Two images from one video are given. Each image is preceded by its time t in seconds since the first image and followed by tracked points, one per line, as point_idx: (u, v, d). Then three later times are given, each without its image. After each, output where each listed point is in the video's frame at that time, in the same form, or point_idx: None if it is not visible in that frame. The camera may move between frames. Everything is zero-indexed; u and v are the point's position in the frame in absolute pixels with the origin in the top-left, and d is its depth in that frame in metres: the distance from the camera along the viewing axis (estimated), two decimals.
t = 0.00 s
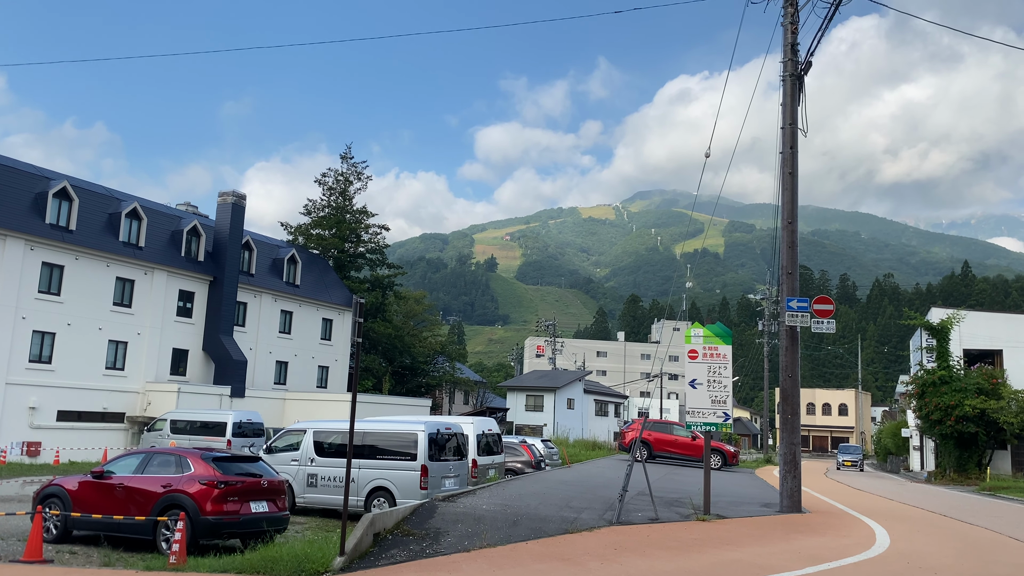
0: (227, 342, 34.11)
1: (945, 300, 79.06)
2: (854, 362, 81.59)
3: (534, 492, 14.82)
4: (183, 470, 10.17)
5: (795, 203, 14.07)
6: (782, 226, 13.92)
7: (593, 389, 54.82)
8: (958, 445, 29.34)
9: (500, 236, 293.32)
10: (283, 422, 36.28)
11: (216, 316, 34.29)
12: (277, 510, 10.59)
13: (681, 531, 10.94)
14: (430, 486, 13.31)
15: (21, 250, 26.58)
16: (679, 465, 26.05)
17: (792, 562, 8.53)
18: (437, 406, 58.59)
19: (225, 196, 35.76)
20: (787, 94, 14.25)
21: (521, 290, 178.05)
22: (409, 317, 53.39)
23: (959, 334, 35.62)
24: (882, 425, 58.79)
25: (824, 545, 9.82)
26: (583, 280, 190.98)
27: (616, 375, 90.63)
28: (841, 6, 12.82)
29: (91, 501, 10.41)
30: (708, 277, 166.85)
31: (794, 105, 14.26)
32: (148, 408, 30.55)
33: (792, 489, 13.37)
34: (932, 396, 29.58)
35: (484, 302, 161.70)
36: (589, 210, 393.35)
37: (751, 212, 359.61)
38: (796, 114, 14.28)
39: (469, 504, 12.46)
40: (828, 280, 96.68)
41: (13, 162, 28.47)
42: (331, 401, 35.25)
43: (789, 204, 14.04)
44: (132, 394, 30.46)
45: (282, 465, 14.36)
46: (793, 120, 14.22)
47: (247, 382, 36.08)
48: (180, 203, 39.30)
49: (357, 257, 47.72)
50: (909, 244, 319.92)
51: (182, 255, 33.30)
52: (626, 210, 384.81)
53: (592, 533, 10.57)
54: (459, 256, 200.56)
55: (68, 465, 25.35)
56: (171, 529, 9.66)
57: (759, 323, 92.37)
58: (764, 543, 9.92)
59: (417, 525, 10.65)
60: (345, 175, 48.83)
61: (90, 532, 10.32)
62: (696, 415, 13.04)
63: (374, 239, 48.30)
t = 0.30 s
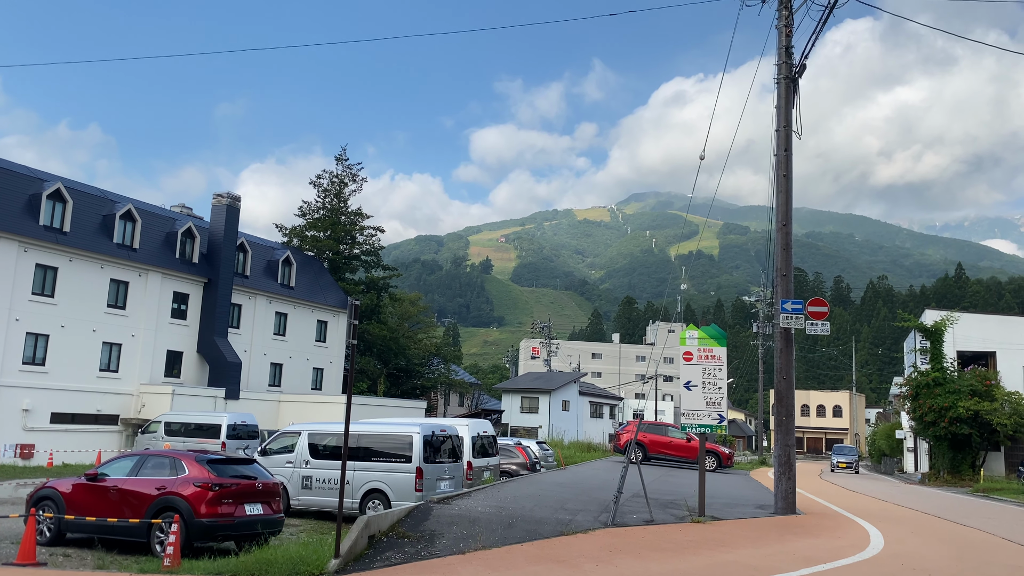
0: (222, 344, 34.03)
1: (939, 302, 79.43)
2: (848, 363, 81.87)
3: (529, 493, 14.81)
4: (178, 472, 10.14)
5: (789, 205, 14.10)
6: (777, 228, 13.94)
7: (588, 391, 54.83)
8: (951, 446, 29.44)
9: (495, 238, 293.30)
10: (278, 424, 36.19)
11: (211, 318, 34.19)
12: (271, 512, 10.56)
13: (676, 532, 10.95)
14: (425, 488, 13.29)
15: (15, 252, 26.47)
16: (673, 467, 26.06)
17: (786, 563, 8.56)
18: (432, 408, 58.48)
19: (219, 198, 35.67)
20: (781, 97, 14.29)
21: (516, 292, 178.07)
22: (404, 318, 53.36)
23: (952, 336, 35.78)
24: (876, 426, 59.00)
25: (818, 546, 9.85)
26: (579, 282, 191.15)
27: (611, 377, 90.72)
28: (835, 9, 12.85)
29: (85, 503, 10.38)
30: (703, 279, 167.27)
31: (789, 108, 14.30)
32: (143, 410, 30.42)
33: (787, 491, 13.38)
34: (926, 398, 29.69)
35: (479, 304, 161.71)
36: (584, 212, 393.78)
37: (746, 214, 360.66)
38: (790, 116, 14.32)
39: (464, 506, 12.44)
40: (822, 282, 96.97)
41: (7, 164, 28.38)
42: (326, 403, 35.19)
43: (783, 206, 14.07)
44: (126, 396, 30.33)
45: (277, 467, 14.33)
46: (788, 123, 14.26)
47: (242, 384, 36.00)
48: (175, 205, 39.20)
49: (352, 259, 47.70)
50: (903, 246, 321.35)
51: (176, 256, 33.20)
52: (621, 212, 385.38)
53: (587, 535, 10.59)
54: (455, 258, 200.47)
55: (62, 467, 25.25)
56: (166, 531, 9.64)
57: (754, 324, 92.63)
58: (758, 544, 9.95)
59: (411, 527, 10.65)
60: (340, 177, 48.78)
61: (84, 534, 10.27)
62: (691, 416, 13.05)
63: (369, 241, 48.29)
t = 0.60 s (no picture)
0: (215, 346, 33.89)
1: (931, 303, 79.83)
2: (841, 365, 82.09)
3: (523, 495, 14.78)
4: (170, 474, 10.08)
5: (782, 207, 14.13)
6: (770, 230, 13.98)
7: (582, 392, 54.84)
8: (944, 447, 29.54)
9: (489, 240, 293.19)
10: (271, 426, 36.06)
11: (204, 319, 34.05)
12: (264, 515, 10.51)
13: (670, 534, 10.96)
14: (419, 490, 13.25)
15: (6, 253, 26.34)
16: (667, 468, 26.07)
17: (779, 564, 8.57)
18: (426, 410, 58.41)
19: (213, 199, 35.54)
20: (774, 98, 14.33)
21: (510, 294, 178.19)
22: (398, 320, 53.24)
23: (945, 337, 35.93)
24: (869, 427, 59.13)
25: (811, 547, 9.88)
26: (573, 284, 191.34)
27: (605, 378, 90.76)
28: (828, 11, 12.90)
29: (78, 506, 10.31)
30: (697, 281, 167.59)
31: (782, 109, 14.34)
32: (135, 412, 30.29)
33: (780, 492, 13.41)
34: (919, 399, 29.79)
35: (473, 305, 161.60)
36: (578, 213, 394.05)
37: (739, 216, 361.49)
38: (783, 118, 14.35)
39: (458, 508, 12.40)
40: (815, 284, 97.27)
41: None
42: (319, 405, 35.09)
43: (776, 208, 14.10)
44: (119, 398, 30.18)
45: (271, 469, 14.27)
46: (781, 124, 14.30)
47: (235, 386, 35.87)
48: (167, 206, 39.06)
49: (345, 261, 47.57)
50: (896, 247, 322.70)
51: (169, 258, 33.07)
52: (615, 213, 385.73)
53: (581, 536, 10.60)
54: (449, 259, 200.42)
55: (54, 470, 25.10)
56: (158, 533, 9.59)
57: (747, 326, 92.83)
58: (751, 545, 9.97)
59: (405, 529, 10.61)
60: (333, 178, 48.67)
61: (76, 537, 10.21)
62: (685, 418, 13.08)
63: (363, 242, 48.18)
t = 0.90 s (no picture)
0: (206, 347, 33.74)
1: (923, 304, 80.27)
2: (833, 366, 82.36)
3: (516, 497, 14.76)
4: (162, 476, 10.02)
5: (774, 208, 14.18)
6: (762, 231, 14.01)
7: (575, 393, 54.84)
8: (936, 447, 29.67)
9: (482, 241, 293.08)
10: (263, 428, 35.91)
11: (195, 321, 33.90)
12: (257, 517, 10.46)
13: (662, 534, 10.98)
14: (412, 492, 13.22)
15: None
16: (660, 470, 26.09)
17: (772, 565, 8.58)
18: (419, 411, 58.30)
19: (204, 201, 35.39)
20: (766, 101, 14.38)
21: (503, 295, 178.22)
22: (391, 322, 53.12)
23: (936, 338, 36.15)
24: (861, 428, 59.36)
25: (803, 548, 9.90)
26: (565, 285, 191.50)
27: (598, 380, 90.82)
28: (819, 13, 12.96)
29: (68, 509, 10.24)
30: (689, 282, 168.01)
31: (774, 111, 14.39)
32: (127, 414, 30.11)
33: (773, 493, 13.44)
34: (910, 400, 29.93)
35: (466, 307, 161.56)
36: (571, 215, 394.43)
37: (731, 217, 362.57)
38: (775, 120, 14.41)
39: (451, 510, 12.37)
40: (807, 285, 97.63)
41: None
42: (311, 407, 34.96)
43: (768, 209, 14.14)
44: (110, 401, 30.00)
45: (263, 472, 14.20)
46: (772, 126, 14.35)
47: (227, 388, 35.72)
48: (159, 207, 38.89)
49: (337, 262, 47.45)
50: (887, 249, 324.26)
51: (161, 260, 32.90)
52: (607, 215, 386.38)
53: (574, 538, 10.59)
54: (441, 261, 200.33)
55: (44, 472, 24.92)
56: (150, 537, 9.53)
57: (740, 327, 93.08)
58: (744, 546, 9.98)
59: (398, 532, 10.58)
60: (326, 180, 48.57)
61: (67, 541, 10.14)
62: (677, 419, 13.08)
63: (355, 244, 48.07)
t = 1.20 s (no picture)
0: (197, 349, 33.57)
1: (912, 306, 80.77)
2: (824, 367, 82.73)
3: (508, 499, 14.74)
4: (152, 479, 9.95)
5: (765, 209, 14.22)
6: (752, 233, 14.05)
7: (567, 395, 54.90)
8: (926, 448, 29.83)
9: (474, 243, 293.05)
10: (254, 431, 35.75)
11: (186, 323, 33.73)
12: (247, 520, 10.40)
13: (653, 535, 10.99)
14: (403, 494, 13.19)
15: None
16: (651, 470, 26.13)
17: (763, 566, 8.60)
18: (410, 413, 58.23)
19: (195, 202, 35.23)
20: (757, 102, 14.42)
21: (495, 297, 178.23)
22: (382, 323, 53.00)
23: (926, 339, 36.39)
24: (852, 428, 59.66)
25: (794, 549, 9.92)
26: (557, 287, 191.65)
27: (590, 381, 90.91)
28: (808, 16, 13.03)
29: (57, 512, 10.16)
30: (680, 283, 168.46)
31: (764, 113, 14.44)
32: (117, 417, 29.92)
33: (763, 494, 13.49)
34: (900, 400, 30.07)
35: (458, 308, 161.49)
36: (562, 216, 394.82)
37: (722, 219, 363.86)
38: (766, 122, 14.46)
39: (442, 512, 12.35)
40: (798, 286, 98.08)
41: None
42: (302, 409, 34.83)
43: (759, 211, 14.18)
44: (100, 403, 29.80)
45: (253, 474, 14.13)
46: (763, 128, 14.41)
47: (217, 390, 35.53)
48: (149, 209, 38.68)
49: (329, 264, 47.32)
50: (877, 250, 326.10)
51: (151, 262, 32.71)
52: (599, 216, 387.04)
53: (566, 538, 10.58)
54: (433, 263, 200.27)
55: (33, 475, 24.71)
56: (139, 540, 9.47)
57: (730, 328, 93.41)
58: (736, 547, 9.99)
59: (389, 534, 10.54)
60: (317, 181, 48.44)
61: (56, 544, 10.06)
62: (669, 420, 13.10)
63: (347, 245, 47.97)
